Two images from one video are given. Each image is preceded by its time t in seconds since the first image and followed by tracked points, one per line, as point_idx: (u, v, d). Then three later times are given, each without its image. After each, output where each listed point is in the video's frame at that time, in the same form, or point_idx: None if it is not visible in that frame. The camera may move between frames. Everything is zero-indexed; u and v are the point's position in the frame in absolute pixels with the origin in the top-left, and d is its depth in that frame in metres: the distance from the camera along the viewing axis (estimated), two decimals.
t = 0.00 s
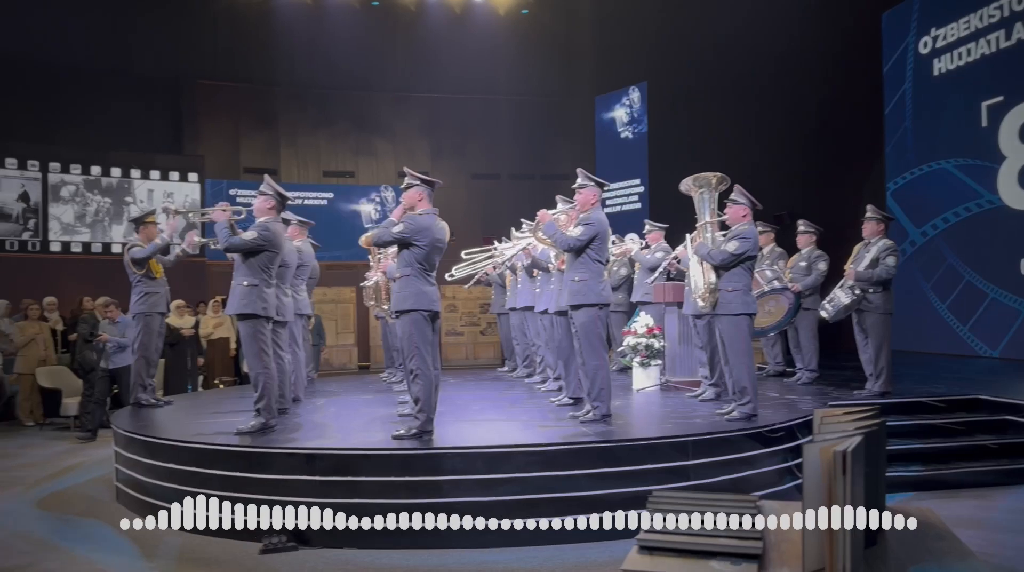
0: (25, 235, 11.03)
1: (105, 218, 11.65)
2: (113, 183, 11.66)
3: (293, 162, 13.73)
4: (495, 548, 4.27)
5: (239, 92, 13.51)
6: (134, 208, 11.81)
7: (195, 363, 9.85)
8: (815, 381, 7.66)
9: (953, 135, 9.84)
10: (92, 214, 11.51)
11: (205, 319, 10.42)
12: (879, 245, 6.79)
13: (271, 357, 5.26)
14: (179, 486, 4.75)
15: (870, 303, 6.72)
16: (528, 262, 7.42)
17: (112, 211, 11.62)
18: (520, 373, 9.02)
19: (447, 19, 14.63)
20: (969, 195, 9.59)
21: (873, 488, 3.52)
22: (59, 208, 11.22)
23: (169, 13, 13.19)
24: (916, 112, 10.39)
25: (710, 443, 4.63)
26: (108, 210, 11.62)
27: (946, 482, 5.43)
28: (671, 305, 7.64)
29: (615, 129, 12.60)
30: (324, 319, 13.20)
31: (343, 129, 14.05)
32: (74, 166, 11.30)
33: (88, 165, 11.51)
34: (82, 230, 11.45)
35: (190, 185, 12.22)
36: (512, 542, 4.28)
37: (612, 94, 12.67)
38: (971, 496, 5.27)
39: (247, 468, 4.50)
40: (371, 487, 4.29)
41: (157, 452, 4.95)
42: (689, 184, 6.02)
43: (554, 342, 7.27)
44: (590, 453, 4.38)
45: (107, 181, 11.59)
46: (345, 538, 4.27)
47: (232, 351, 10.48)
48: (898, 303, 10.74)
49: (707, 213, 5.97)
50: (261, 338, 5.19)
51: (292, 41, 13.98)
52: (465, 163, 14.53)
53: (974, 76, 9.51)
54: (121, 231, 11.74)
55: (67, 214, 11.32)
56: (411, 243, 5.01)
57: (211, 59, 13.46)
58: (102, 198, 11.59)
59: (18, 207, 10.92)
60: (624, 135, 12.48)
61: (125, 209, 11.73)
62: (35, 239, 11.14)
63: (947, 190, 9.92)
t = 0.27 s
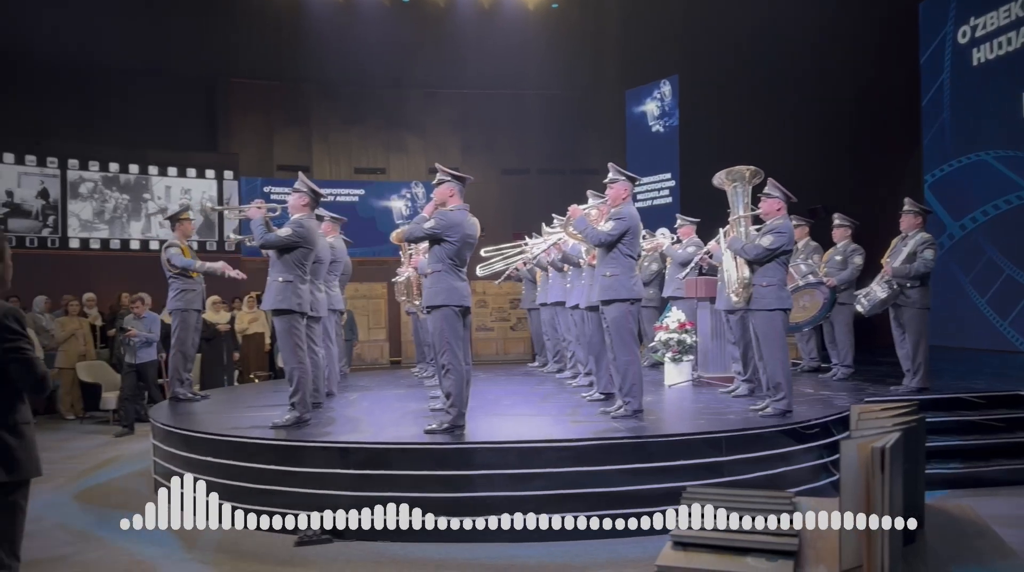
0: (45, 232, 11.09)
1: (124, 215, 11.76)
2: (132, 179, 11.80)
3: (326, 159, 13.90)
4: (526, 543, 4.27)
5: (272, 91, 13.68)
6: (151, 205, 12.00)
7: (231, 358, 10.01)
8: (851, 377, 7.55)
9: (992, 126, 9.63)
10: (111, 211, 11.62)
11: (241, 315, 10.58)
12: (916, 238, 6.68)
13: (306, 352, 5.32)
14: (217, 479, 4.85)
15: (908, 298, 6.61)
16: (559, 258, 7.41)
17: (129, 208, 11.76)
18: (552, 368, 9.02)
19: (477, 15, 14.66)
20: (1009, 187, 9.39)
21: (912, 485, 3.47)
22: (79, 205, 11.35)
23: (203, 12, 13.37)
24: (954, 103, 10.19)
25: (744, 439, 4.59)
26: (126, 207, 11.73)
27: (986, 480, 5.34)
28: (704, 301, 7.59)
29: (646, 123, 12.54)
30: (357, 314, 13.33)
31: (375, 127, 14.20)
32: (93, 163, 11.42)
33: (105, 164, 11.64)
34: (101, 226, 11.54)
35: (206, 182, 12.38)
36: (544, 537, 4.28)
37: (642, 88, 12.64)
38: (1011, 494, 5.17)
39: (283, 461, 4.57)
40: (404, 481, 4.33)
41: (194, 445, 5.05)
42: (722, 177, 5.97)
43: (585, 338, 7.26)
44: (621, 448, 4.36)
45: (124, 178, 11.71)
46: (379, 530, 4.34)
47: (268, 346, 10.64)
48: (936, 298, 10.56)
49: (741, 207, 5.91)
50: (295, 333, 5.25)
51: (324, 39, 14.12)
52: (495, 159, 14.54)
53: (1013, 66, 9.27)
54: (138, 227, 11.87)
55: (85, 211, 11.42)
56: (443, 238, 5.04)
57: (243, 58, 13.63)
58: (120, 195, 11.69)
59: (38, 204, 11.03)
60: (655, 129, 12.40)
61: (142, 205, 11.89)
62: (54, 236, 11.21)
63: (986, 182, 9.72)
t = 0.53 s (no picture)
0: (62, 228, 11.15)
1: (140, 211, 11.86)
2: (148, 176, 11.89)
3: (356, 157, 14.05)
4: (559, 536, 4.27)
5: (302, 89, 13.81)
6: (167, 201, 12.11)
7: (264, 353, 10.13)
8: (886, 373, 7.45)
9: None
10: (126, 208, 11.74)
11: (273, 310, 10.59)
12: (954, 231, 6.56)
13: (337, 347, 5.37)
14: (251, 472, 4.92)
15: (944, 292, 6.49)
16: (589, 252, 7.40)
17: (146, 205, 11.88)
18: (581, 364, 9.00)
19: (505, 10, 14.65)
20: None
21: (949, 482, 3.42)
22: (94, 202, 11.46)
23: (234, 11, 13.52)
24: (992, 94, 9.98)
25: (777, 436, 4.55)
26: (141, 204, 11.85)
27: None
28: (735, 296, 7.53)
29: (677, 117, 12.46)
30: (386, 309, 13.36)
31: (405, 123, 14.29)
32: (108, 159, 11.55)
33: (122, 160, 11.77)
34: (117, 222, 11.64)
35: (221, 178, 12.48)
36: (576, 531, 4.28)
37: (672, 81, 12.55)
38: None
39: (315, 455, 4.62)
40: (435, 475, 4.37)
41: (228, 439, 5.13)
42: (754, 170, 5.91)
43: (614, 333, 7.24)
44: (652, 444, 4.34)
45: (140, 174, 11.82)
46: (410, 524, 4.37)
47: (300, 341, 10.76)
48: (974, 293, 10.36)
49: (773, 201, 5.85)
50: (327, 329, 5.30)
51: (354, 36, 14.21)
52: (524, 154, 14.55)
53: None
54: (155, 223, 11.98)
55: (102, 207, 11.54)
56: (473, 234, 5.05)
57: (271, 55, 13.76)
58: (136, 191, 11.82)
59: (55, 201, 11.16)
60: (686, 122, 12.29)
61: (158, 202, 12.00)
62: (71, 232, 11.27)
63: None
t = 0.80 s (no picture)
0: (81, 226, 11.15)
1: (156, 207, 11.90)
2: (164, 173, 11.92)
3: (384, 154, 14.16)
4: (588, 532, 4.27)
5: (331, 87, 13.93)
6: (183, 197, 12.15)
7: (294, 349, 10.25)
8: (920, 369, 7.33)
9: None
10: (143, 204, 11.77)
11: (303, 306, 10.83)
12: (990, 224, 6.43)
13: (367, 342, 5.41)
14: (282, 465, 4.99)
15: (980, 287, 6.37)
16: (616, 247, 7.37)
17: (162, 202, 11.92)
18: (609, 359, 8.97)
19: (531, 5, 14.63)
20: None
21: (985, 480, 3.36)
22: (112, 198, 11.47)
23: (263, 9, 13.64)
24: None
25: (809, 432, 4.50)
26: (158, 200, 11.88)
27: None
28: (766, 291, 7.45)
29: (706, 110, 12.32)
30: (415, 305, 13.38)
31: (433, 119, 14.37)
32: (124, 156, 11.57)
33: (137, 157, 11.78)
34: (134, 218, 11.66)
35: (236, 175, 12.50)
36: (605, 527, 4.28)
37: (702, 74, 12.38)
38: None
39: (346, 449, 4.67)
40: (464, 470, 4.38)
41: (260, 432, 5.20)
42: (786, 163, 5.83)
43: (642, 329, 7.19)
44: (682, 440, 4.32)
45: (156, 171, 11.85)
46: (439, 518, 4.39)
47: (330, 336, 10.88)
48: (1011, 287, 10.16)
49: (804, 194, 5.77)
50: (356, 324, 5.34)
51: (382, 33, 14.28)
52: (550, 149, 14.53)
53: None
54: (171, 220, 12.01)
55: (119, 204, 11.56)
56: (500, 229, 5.05)
57: (299, 54, 13.88)
58: (152, 188, 11.84)
59: (72, 197, 11.12)
60: (715, 116, 12.18)
61: (174, 198, 12.03)
62: (88, 229, 11.29)
63: None
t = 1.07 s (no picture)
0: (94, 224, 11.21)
1: (169, 205, 11.92)
2: (176, 170, 11.92)
3: (410, 150, 14.22)
4: (615, 527, 4.26)
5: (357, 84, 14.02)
6: (196, 194, 12.16)
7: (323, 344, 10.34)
8: (953, 365, 7.20)
9: None
10: (156, 201, 11.79)
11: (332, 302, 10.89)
12: None
13: (394, 338, 5.44)
14: (313, 458, 5.05)
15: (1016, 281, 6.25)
16: (643, 242, 7.33)
17: (174, 198, 11.94)
18: (636, 355, 8.92)
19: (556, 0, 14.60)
20: None
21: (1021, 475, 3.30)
22: (125, 195, 11.49)
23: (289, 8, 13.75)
24: None
25: (839, 428, 4.45)
26: (171, 197, 11.90)
27: None
28: (796, 286, 7.38)
29: (734, 103, 12.56)
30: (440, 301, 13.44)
31: (459, 115, 14.40)
32: (137, 153, 11.61)
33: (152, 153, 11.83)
34: (146, 215, 11.68)
35: (248, 171, 12.43)
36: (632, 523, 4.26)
37: (729, 68, 12.63)
38: None
39: (375, 442, 4.72)
40: (491, 465, 4.40)
41: (291, 426, 5.27)
42: (815, 158, 5.77)
43: (669, 324, 7.16)
44: (710, 437, 4.29)
45: (169, 167, 11.85)
46: (467, 513, 4.41)
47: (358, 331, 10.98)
48: None
49: (835, 187, 5.70)
50: (384, 319, 5.37)
51: (407, 30, 14.33)
52: (576, 144, 14.49)
53: None
54: (183, 217, 12.02)
55: (132, 201, 11.57)
56: (527, 225, 5.05)
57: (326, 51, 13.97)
58: (165, 184, 11.86)
59: (85, 194, 11.19)
60: (743, 109, 12.41)
61: (187, 195, 12.05)
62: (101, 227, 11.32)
63: None
